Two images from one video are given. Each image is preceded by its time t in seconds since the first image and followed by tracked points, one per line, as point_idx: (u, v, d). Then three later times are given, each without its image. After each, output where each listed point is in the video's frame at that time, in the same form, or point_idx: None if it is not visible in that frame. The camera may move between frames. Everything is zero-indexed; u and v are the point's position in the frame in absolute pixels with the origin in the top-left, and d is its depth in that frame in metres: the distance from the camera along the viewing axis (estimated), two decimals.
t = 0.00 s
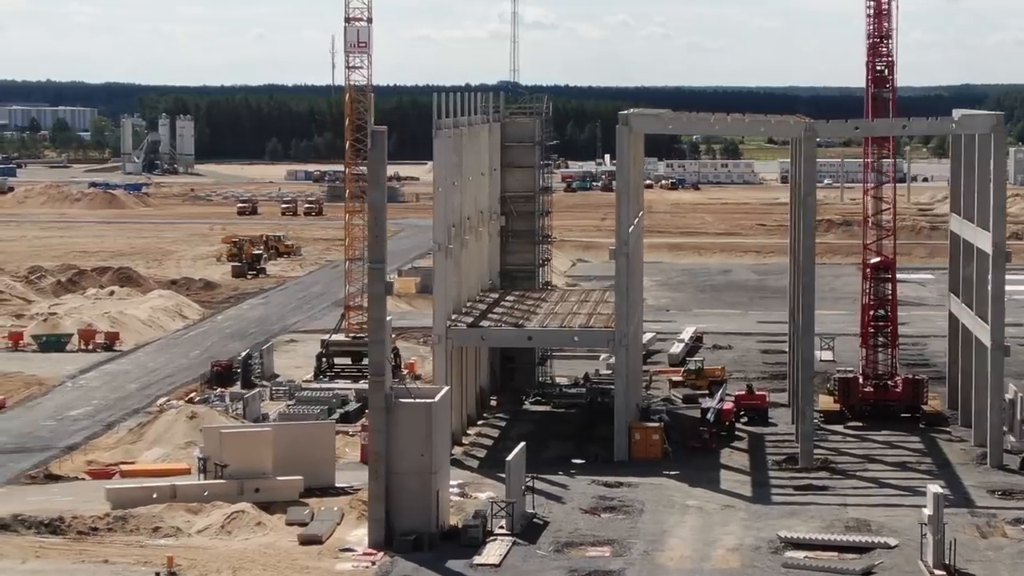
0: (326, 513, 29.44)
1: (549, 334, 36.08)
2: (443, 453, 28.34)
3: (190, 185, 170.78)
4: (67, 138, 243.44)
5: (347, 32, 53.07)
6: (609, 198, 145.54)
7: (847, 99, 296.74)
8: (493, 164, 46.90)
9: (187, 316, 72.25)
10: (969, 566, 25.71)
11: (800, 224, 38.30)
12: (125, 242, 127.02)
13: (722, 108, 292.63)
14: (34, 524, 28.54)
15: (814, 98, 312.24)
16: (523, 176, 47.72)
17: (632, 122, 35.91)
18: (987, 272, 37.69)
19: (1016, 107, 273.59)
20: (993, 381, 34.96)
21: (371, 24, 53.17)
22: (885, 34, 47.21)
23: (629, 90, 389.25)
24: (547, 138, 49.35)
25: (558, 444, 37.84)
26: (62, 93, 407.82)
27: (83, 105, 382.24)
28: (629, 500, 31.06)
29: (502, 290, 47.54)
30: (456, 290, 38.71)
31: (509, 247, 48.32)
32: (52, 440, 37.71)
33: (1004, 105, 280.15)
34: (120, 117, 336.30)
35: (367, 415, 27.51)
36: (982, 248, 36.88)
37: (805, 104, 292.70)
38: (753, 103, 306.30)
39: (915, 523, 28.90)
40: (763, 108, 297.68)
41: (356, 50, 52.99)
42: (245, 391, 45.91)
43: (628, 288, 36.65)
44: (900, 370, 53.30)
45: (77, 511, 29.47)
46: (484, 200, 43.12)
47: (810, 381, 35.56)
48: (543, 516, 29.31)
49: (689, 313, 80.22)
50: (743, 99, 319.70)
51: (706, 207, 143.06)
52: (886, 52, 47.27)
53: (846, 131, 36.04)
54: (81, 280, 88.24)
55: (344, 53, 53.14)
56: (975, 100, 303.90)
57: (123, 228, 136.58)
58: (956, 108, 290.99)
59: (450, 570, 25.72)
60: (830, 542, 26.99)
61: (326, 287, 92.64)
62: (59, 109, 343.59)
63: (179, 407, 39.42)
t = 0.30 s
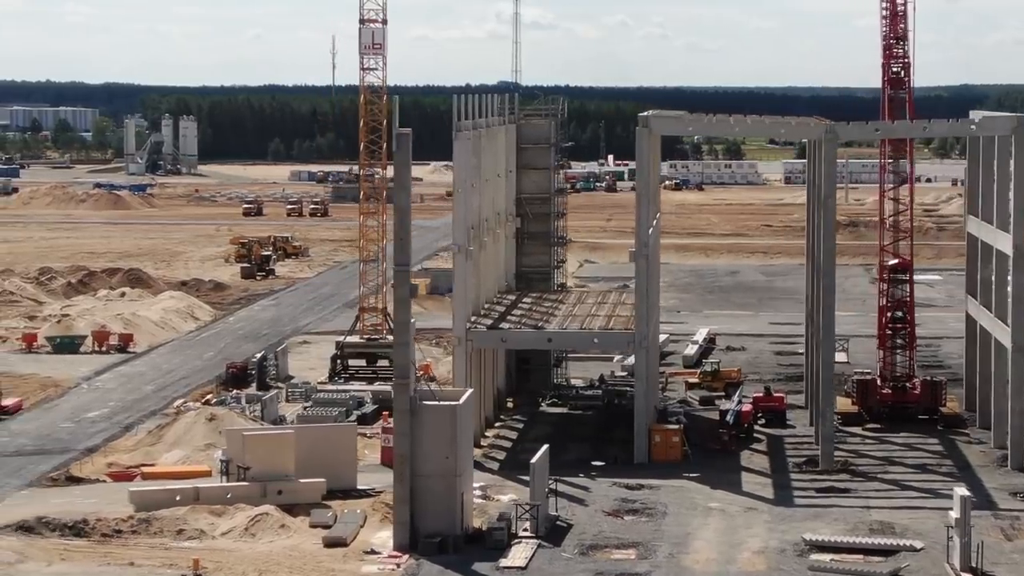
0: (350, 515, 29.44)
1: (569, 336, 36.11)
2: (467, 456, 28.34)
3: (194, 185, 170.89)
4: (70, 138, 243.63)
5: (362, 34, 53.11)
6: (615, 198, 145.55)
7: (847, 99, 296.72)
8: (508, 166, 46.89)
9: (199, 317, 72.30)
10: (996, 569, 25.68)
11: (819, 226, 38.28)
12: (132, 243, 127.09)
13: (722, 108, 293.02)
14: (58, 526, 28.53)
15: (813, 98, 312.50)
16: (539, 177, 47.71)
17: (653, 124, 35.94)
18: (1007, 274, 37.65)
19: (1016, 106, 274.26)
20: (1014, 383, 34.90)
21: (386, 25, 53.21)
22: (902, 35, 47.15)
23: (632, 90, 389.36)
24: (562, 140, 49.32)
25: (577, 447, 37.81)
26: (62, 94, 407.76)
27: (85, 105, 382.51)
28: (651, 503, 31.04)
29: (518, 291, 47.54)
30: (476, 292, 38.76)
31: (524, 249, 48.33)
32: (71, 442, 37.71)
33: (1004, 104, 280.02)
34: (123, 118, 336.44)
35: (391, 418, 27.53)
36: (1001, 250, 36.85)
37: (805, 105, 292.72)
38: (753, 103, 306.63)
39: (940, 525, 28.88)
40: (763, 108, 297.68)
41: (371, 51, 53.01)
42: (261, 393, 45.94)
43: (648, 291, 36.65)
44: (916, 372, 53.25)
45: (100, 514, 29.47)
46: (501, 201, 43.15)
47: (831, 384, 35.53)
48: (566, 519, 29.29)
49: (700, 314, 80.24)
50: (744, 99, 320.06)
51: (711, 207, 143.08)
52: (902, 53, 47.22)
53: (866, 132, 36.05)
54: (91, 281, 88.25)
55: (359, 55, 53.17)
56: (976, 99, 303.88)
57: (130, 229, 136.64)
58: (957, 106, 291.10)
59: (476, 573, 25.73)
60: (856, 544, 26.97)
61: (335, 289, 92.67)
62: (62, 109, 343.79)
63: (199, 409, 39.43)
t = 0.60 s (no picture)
0: (373, 517, 29.44)
1: (588, 337, 36.11)
2: (490, 458, 28.36)
3: (196, 186, 171.04)
4: (70, 138, 243.79)
5: (376, 35, 53.16)
6: (620, 199, 145.60)
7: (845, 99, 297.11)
8: (523, 167, 46.87)
9: (210, 318, 72.34)
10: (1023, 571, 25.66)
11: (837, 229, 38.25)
12: (138, 244, 127.10)
13: (722, 108, 293.46)
14: (82, 527, 28.54)
15: (812, 97, 312.84)
16: (554, 178, 47.65)
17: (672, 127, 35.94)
18: None
19: (1015, 106, 274.14)
20: None
21: (399, 26, 53.23)
22: (917, 37, 47.12)
23: (633, 90, 389.67)
24: (576, 140, 49.28)
25: (596, 448, 37.80)
26: (62, 94, 407.99)
27: (86, 105, 382.76)
28: (673, 504, 31.02)
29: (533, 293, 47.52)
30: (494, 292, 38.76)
31: (539, 249, 48.30)
32: (90, 444, 37.73)
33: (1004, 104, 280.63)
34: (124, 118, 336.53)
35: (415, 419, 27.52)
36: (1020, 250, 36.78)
37: (803, 106, 293.35)
38: (753, 103, 307.06)
39: (963, 527, 28.88)
40: (762, 109, 298.02)
41: (385, 53, 53.07)
42: (277, 394, 46.01)
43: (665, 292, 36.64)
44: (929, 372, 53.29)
45: (124, 515, 29.48)
46: (517, 203, 43.14)
47: (851, 385, 35.51)
48: (589, 520, 29.28)
49: (709, 315, 80.31)
50: (744, 97, 320.62)
51: (715, 208, 143.21)
52: (916, 55, 47.22)
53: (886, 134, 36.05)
54: (99, 282, 88.29)
55: (373, 56, 53.22)
56: (974, 100, 303.99)
57: (134, 230, 136.68)
58: (955, 106, 291.37)
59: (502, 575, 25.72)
60: (881, 546, 26.93)
61: (344, 290, 92.63)
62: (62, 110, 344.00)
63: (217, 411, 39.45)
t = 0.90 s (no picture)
0: (395, 520, 29.42)
1: (607, 340, 36.10)
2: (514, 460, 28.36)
3: (199, 187, 171.04)
4: (70, 139, 243.79)
5: (389, 37, 53.22)
6: (624, 200, 145.59)
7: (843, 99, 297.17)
8: (538, 169, 46.90)
9: (220, 320, 72.34)
10: None
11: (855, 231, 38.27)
12: (144, 245, 127.11)
13: (722, 109, 293.83)
14: (105, 530, 28.55)
15: (811, 98, 312.96)
16: (568, 180, 47.66)
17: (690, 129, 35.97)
18: None
19: (1014, 106, 274.31)
20: None
21: (413, 28, 53.28)
22: (932, 38, 47.00)
23: (633, 90, 389.66)
24: (591, 142, 49.30)
25: (614, 451, 37.78)
26: (61, 94, 407.98)
27: (86, 105, 382.57)
28: (695, 507, 31.00)
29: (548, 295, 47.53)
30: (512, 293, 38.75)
31: (554, 251, 48.32)
32: (108, 446, 37.72)
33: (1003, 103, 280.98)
34: (123, 119, 336.38)
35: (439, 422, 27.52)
36: None
37: (800, 106, 293.53)
38: (753, 104, 307.24)
39: (987, 530, 28.86)
40: (761, 109, 298.11)
41: (399, 54, 53.14)
42: (292, 396, 46.03)
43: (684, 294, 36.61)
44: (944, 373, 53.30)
45: (147, 518, 29.48)
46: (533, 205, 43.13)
47: (871, 388, 35.50)
48: (612, 523, 29.26)
49: (718, 315, 80.37)
50: (743, 97, 320.92)
51: (719, 208, 143.24)
52: (931, 57, 47.10)
53: (906, 136, 36.11)
54: (107, 283, 88.27)
55: (387, 58, 53.28)
56: (973, 100, 304.11)
57: (138, 231, 136.68)
58: (954, 107, 291.56)
59: None
60: (905, 549, 26.92)
61: (353, 291, 92.71)
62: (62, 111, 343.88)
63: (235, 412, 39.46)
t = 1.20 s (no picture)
0: (420, 522, 29.42)
1: (628, 342, 36.06)
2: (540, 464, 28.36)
3: (203, 188, 171.04)
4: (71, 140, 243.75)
5: (405, 39, 53.28)
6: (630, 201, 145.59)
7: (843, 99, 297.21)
8: (555, 171, 46.90)
9: (233, 321, 72.42)
10: None
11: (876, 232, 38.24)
12: (151, 246, 127.24)
13: (723, 110, 294.01)
14: (131, 533, 28.57)
15: (811, 99, 313.12)
16: (585, 182, 47.67)
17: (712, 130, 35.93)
18: None
19: (1013, 106, 274.39)
20: None
21: (428, 29, 53.30)
22: (949, 40, 46.85)
23: (636, 91, 389.55)
24: (608, 144, 49.33)
25: (634, 453, 37.78)
26: (61, 94, 408.05)
27: (86, 105, 382.53)
28: (718, 509, 30.99)
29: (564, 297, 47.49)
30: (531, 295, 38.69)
31: (570, 253, 48.28)
32: (128, 448, 37.76)
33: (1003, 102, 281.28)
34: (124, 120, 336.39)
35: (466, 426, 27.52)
36: None
37: (801, 106, 293.65)
38: (754, 104, 307.39)
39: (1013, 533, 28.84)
40: (761, 108, 298.26)
41: (414, 56, 53.20)
42: (309, 398, 46.08)
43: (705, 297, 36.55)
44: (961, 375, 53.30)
45: (172, 521, 29.50)
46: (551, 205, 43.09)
47: (892, 391, 35.46)
48: (637, 526, 29.26)
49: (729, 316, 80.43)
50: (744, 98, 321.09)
51: (724, 208, 143.32)
52: (948, 58, 46.88)
53: (928, 138, 36.18)
54: (118, 285, 88.28)
55: (402, 60, 53.33)
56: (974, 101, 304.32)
57: (144, 232, 136.72)
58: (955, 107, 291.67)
59: None
60: (932, 552, 26.90)
61: (363, 292, 92.81)
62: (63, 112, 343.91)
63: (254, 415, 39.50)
